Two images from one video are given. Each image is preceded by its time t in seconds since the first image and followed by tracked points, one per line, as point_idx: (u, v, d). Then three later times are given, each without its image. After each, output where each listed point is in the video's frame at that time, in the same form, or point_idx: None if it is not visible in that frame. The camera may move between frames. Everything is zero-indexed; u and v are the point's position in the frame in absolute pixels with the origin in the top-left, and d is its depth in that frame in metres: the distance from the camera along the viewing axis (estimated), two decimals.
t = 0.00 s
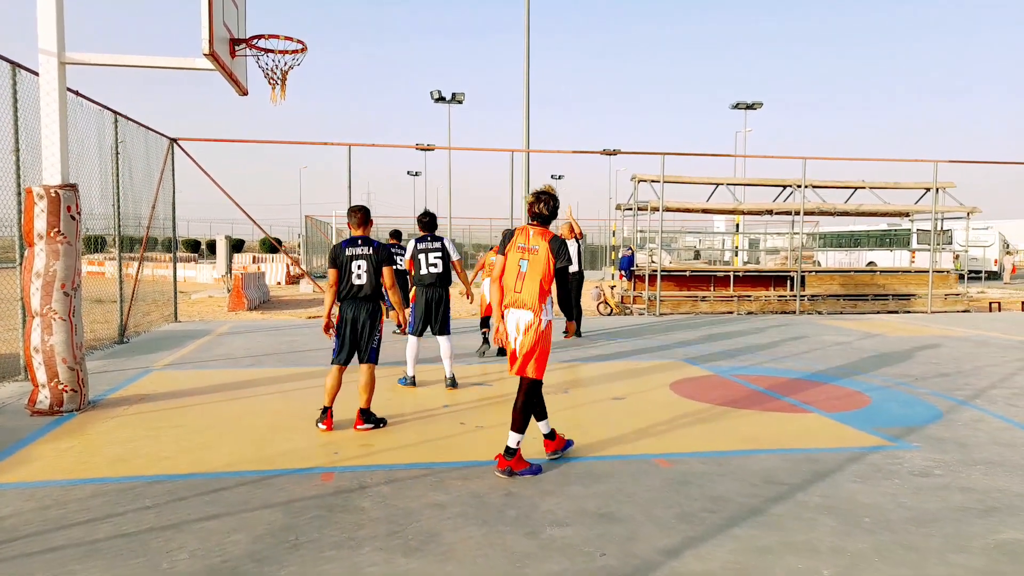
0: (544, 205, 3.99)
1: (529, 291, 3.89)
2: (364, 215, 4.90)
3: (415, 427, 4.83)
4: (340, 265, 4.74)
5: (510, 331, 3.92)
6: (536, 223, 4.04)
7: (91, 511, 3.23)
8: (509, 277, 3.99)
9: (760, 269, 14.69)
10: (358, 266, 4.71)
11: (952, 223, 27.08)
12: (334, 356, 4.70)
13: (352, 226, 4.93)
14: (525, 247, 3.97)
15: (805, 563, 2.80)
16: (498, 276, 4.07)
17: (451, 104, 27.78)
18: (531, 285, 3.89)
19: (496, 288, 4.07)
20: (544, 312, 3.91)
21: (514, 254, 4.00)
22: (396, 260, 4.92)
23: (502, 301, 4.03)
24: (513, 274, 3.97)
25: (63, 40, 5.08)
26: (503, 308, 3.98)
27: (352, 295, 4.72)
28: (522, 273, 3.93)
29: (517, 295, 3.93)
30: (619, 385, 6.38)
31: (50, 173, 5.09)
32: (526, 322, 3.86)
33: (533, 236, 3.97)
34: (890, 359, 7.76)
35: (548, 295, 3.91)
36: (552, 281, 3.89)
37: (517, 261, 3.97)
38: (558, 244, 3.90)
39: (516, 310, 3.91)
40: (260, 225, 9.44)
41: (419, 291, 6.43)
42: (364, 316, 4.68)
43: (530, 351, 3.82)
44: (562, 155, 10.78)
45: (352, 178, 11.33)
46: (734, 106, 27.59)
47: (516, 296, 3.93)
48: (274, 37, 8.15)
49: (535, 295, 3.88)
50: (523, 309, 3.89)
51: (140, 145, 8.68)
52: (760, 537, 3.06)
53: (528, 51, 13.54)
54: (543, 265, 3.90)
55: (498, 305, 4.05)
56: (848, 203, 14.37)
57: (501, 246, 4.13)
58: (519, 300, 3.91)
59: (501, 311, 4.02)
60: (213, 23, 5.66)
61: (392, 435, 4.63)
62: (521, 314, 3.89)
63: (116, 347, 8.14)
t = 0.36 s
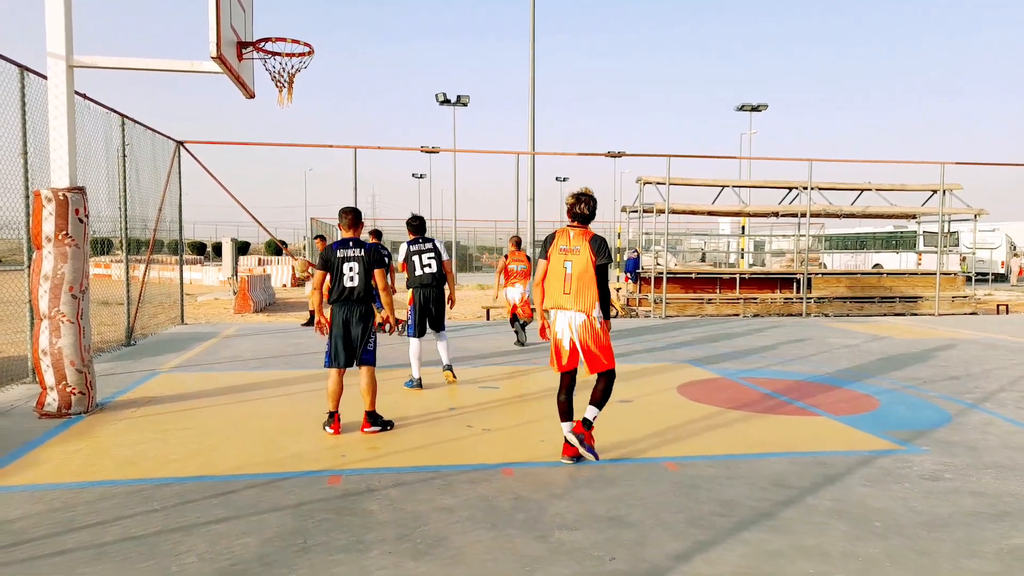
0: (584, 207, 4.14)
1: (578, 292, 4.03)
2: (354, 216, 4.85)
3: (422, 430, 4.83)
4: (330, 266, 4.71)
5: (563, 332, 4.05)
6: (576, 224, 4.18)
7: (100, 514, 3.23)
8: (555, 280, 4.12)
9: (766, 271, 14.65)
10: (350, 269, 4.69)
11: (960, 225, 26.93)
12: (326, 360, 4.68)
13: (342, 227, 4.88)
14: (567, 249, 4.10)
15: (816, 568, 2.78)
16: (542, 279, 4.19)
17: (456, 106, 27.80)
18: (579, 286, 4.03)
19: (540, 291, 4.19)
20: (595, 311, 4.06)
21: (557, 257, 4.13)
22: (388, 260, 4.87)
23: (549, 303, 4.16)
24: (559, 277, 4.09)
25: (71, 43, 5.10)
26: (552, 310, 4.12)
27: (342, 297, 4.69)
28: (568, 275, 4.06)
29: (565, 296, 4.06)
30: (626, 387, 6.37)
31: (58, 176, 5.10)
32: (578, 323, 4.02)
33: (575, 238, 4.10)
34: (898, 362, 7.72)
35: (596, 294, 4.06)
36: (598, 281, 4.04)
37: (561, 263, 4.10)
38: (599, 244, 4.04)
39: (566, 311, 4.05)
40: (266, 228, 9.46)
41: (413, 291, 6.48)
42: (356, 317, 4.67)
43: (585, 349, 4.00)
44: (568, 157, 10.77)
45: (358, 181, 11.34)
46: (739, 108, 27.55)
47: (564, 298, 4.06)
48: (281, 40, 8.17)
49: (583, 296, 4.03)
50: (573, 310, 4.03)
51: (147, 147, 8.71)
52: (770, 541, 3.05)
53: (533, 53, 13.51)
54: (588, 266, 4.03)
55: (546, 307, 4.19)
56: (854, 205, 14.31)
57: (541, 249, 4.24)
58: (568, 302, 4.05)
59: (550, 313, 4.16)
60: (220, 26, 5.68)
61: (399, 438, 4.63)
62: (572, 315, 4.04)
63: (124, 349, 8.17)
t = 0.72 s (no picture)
0: (643, 211, 4.15)
1: (646, 296, 4.09)
2: (359, 217, 4.86)
3: (438, 431, 4.84)
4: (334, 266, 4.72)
5: (630, 335, 4.05)
6: (630, 229, 4.19)
7: (121, 513, 3.26)
8: (621, 284, 4.09)
9: (784, 273, 14.51)
10: (356, 269, 4.70)
11: (981, 226, 26.50)
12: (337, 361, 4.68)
13: (349, 228, 4.90)
14: (632, 253, 4.11)
15: (838, 573, 2.73)
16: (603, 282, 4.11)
17: (472, 108, 27.83)
18: (648, 291, 4.09)
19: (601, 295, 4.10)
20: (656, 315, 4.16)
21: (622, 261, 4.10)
22: (394, 257, 4.85)
23: (610, 307, 4.12)
24: (627, 281, 4.08)
25: (93, 47, 5.17)
26: (617, 314, 4.08)
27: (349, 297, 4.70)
28: (637, 279, 4.08)
29: (634, 301, 4.07)
30: (643, 388, 6.33)
31: (80, 179, 5.17)
32: (646, 326, 4.07)
33: (640, 243, 4.14)
34: (920, 364, 7.59)
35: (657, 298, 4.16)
36: (660, 285, 4.15)
37: (628, 268, 4.09)
38: (664, 249, 4.16)
39: (634, 314, 4.06)
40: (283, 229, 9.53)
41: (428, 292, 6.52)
42: (363, 318, 4.68)
43: (654, 353, 4.08)
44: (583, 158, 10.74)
45: (375, 182, 11.39)
46: (757, 109, 27.35)
47: (632, 302, 4.07)
48: (299, 43, 8.23)
49: (651, 301, 4.10)
50: (642, 314, 4.07)
51: (166, 150, 8.81)
52: (791, 545, 3.00)
53: (549, 52, 13.49)
54: (654, 270, 4.12)
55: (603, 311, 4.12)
56: (873, 206, 14.14)
57: (600, 252, 4.13)
58: (637, 306, 4.07)
59: (610, 317, 4.10)
60: (240, 29, 5.73)
61: (416, 438, 4.63)
62: (640, 318, 4.08)
63: (144, 350, 8.26)
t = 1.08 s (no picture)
0: (693, 207, 4.18)
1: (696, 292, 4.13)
2: (383, 217, 4.89)
3: (460, 431, 4.84)
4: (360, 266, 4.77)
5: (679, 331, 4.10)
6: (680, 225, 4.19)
7: (148, 509, 3.31)
8: (674, 280, 4.08)
9: (807, 273, 14.33)
10: (380, 268, 4.72)
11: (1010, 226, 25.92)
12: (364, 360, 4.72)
13: (373, 228, 4.93)
14: (685, 249, 4.11)
15: None
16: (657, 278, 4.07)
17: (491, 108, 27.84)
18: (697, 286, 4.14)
19: (654, 290, 4.06)
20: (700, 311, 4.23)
21: (675, 256, 4.09)
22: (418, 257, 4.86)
23: (661, 302, 4.11)
24: (680, 277, 4.08)
25: (120, 49, 5.25)
26: (669, 309, 4.09)
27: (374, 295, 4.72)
28: (690, 275, 4.10)
29: (686, 296, 4.09)
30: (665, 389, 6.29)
31: (108, 179, 5.26)
32: (693, 323, 4.12)
33: (691, 239, 4.15)
34: (947, 367, 7.45)
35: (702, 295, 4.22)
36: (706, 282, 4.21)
37: (682, 263, 4.09)
38: (711, 247, 4.22)
39: (684, 311, 4.10)
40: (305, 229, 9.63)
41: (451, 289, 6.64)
42: (389, 318, 4.70)
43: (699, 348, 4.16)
44: (603, 157, 10.70)
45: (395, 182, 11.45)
46: (778, 108, 27.05)
47: (685, 298, 4.09)
48: (321, 44, 8.30)
49: (699, 296, 4.16)
50: (693, 310, 4.11)
51: (191, 151, 8.93)
52: (816, 549, 2.95)
53: (569, 52, 13.46)
54: (703, 268, 4.17)
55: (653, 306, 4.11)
56: (898, 205, 13.90)
57: (653, 247, 4.08)
58: (689, 302, 4.10)
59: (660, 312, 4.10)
60: (263, 30, 5.79)
61: (437, 438, 4.64)
62: (688, 315, 4.12)
63: (168, 348, 8.38)
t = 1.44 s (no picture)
0: (722, 206, 4.18)
1: (733, 290, 4.09)
2: (407, 219, 4.90)
3: (480, 431, 4.85)
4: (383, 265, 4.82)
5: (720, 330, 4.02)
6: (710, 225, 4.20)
7: (173, 507, 3.35)
8: (707, 278, 4.07)
9: (830, 274, 14.15)
10: (404, 269, 4.74)
11: None
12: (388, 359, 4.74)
13: (397, 229, 4.96)
14: (717, 248, 4.11)
15: None
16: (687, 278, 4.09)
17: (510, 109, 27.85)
18: (733, 284, 4.10)
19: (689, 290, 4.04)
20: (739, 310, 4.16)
21: (707, 255, 4.09)
22: (441, 258, 4.88)
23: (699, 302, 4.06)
24: (713, 275, 4.06)
25: (145, 53, 5.33)
26: (707, 309, 4.02)
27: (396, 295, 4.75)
28: (723, 273, 4.08)
29: (722, 295, 4.05)
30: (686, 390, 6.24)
31: (133, 181, 5.35)
32: (733, 322, 4.05)
33: (723, 237, 4.15)
34: (974, 369, 7.30)
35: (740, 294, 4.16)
36: (743, 280, 4.17)
37: (714, 262, 4.08)
38: (744, 246, 4.20)
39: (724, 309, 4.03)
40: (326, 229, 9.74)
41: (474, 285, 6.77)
42: (414, 318, 4.73)
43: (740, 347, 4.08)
44: (623, 157, 10.65)
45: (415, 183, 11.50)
46: (801, 106, 26.72)
47: (723, 297, 4.04)
48: (343, 46, 8.36)
49: (736, 294, 4.11)
50: (730, 308, 4.04)
51: (214, 153, 9.05)
52: (840, 552, 2.91)
53: (589, 52, 13.43)
54: (738, 265, 4.14)
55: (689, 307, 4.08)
56: (923, 205, 13.68)
57: (681, 249, 4.12)
58: (726, 300, 4.05)
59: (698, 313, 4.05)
60: (285, 33, 5.85)
61: (457, 438, 4.65)
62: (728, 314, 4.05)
63: (192, 348, 8.50)
